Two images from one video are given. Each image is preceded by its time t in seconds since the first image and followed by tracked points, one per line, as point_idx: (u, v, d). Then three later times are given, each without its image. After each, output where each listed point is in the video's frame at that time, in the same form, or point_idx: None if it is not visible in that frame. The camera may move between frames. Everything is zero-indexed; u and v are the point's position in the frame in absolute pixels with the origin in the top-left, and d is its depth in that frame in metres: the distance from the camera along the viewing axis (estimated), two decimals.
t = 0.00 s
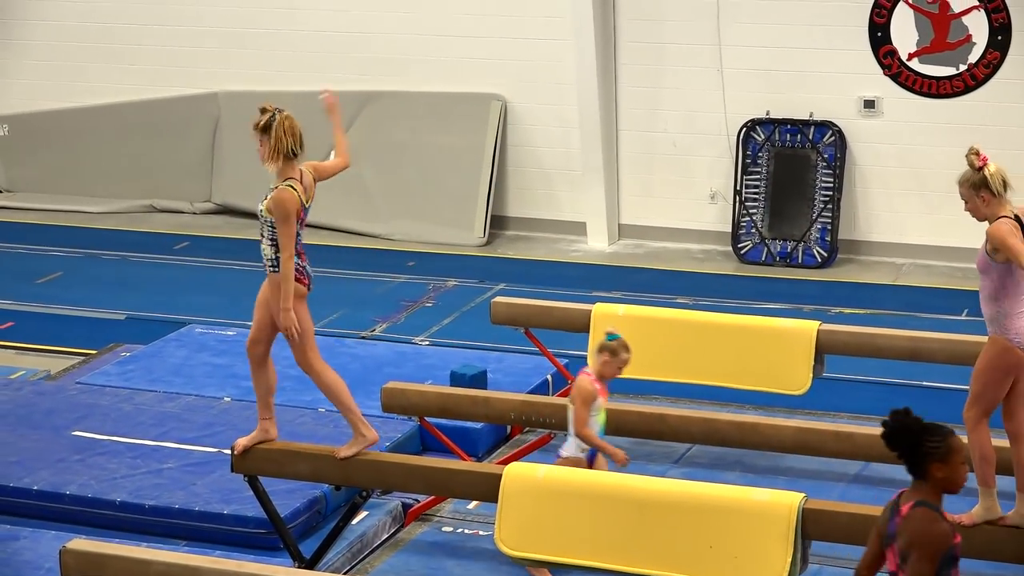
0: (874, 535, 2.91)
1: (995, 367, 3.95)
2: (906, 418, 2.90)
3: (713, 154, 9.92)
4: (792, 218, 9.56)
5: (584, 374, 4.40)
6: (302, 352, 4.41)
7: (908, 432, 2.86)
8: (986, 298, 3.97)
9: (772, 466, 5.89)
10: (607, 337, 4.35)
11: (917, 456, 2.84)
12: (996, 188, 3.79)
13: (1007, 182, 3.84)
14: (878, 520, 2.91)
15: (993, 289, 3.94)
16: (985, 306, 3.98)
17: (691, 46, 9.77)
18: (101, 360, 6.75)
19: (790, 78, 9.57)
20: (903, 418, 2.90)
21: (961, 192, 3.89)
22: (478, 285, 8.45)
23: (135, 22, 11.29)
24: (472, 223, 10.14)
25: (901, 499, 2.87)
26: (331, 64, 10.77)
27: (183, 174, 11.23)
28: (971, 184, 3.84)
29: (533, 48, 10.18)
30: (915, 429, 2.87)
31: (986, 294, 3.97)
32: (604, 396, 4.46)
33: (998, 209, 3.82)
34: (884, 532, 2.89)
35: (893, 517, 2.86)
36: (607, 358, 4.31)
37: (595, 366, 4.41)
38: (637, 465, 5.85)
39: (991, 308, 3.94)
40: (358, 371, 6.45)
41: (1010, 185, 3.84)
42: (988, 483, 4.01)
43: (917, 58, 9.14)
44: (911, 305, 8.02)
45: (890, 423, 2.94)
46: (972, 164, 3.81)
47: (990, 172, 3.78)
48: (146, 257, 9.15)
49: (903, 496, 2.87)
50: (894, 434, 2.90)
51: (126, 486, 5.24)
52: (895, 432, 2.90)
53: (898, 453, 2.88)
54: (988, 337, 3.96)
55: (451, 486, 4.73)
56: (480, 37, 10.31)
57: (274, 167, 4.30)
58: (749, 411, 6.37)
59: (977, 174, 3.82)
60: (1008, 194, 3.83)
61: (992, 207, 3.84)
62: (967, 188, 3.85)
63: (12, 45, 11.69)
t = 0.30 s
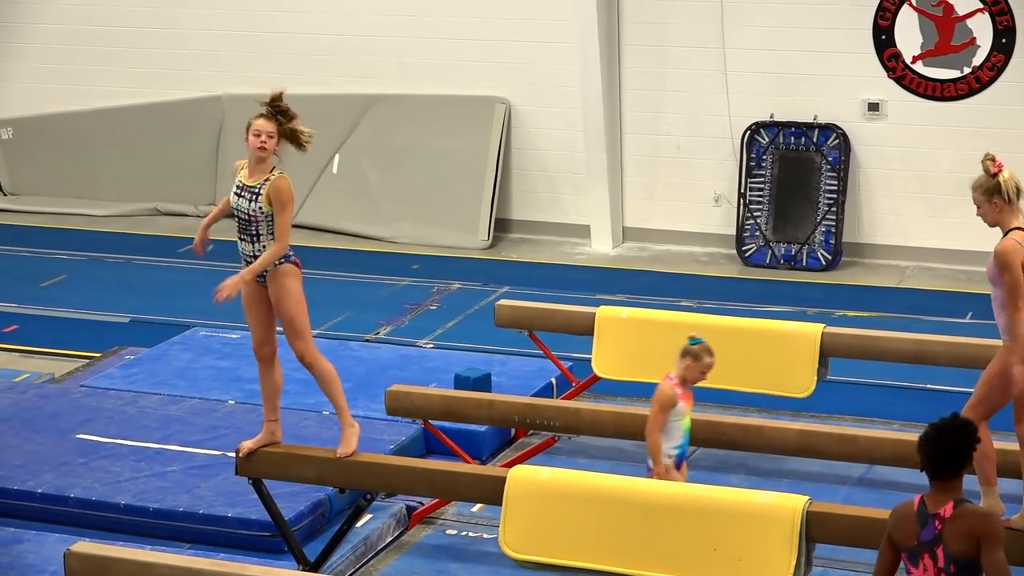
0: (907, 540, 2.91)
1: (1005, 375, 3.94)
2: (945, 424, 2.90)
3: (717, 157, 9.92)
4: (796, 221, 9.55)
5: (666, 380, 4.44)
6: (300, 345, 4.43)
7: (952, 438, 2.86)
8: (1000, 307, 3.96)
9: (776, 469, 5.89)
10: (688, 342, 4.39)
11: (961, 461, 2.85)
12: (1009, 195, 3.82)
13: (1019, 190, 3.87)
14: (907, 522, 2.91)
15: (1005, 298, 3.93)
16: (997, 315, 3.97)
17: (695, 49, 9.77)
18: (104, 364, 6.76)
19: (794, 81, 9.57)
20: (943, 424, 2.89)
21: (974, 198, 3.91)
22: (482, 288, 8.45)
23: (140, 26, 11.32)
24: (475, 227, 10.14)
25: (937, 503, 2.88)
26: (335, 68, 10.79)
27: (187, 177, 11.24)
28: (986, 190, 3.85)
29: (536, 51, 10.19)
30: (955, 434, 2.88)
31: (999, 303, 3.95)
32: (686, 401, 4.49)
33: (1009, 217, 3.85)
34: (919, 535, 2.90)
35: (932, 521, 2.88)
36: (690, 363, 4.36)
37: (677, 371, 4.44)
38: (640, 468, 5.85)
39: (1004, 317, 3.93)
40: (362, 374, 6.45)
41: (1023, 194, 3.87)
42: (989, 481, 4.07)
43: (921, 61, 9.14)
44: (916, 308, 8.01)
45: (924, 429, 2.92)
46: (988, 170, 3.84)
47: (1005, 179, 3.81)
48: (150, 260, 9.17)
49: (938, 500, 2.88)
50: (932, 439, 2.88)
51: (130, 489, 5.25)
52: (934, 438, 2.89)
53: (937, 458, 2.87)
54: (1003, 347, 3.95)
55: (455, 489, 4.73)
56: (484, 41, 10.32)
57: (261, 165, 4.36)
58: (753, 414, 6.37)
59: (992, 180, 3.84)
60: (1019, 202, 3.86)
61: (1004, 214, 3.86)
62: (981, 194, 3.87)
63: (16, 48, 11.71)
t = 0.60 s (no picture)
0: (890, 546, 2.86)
1: (996, 372, 3.95)
2: (906, 423, 2.90)
3: (712, 157, 9.92)
4: (791, 221, 9.55)
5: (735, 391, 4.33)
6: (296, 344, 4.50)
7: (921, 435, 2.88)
8: (989, 301, 3.96)
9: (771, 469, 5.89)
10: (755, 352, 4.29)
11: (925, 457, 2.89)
12: (1014, 192, 3.79)
13: None
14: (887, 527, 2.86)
15: (996, 292, 3.93)
16: (986, 308, 3.97)
17: (690, 50, 9.77)
18: (99, 365, 6.76)
19: (788, 81, 9.57)
20: (906, 424, 2.89)
21: (979, 188, 3.89)
22: (477, 289, 8.45)
23: (134, 27, 11.31)
24: (470, 228, 10.14)
25: (908, 501, 2.89)
26: (329, 69, 10.78)
27: (181, 178, 11.22)
28: (991, 183, 3.84)
29: (531, 52, 10.19)
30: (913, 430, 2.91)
31: (990, 295, 3.95)
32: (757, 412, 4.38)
33: (1013, 213, 3.84)
34: (899, 537, 2.87)
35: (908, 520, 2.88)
36: (758, 374, 4.26)
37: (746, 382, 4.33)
38: (636, 469, 5.85)
39: (993, 311, 3.93)
40: (357, 375, 6.45)
41: None
42: (986, 484, 4.05)
43: (915, 61, 9.15)
44: (910, 307, 8.02)
45: (886, 432, 2.88)
46: (998, 164, 3.82)
47: (1012, 175, 3.78)
48: (145, 262, 9.16)
49: (905, 499, 2.90)
50: (902, 441, 2.87)
51: (126, 491, 5.24)
52: (904, 438, 2.88)
53: (909, 458, 2.87)
54: (988, 341, 3.96)
55: (450, 490, 4.72)
56: (478, 41, 10.32)
57: (255, 163, 4.43)
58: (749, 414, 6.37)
59: (1000, 174, 3.82)
60: None
61: (1007, 210, 3.84)
62: (987, 186, 3.85)
63: (10, 49, 11.70)
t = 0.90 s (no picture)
0: (848, 544, 2.73)
1: (987, 372, 3.94)
2: (850, 419, 2.80)
3: (703, 158, 9.93)
4: (783, 221, 9.55)
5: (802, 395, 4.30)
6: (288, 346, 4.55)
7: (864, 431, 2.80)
8: (980, 302, 3.96)
9: (763, 469, 5.89)
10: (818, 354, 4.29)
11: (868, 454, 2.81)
12: (1014, 194, 3.81)
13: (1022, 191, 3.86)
14: (846, 524, 2.73)
15: (988, 293, 3.92)
16: (978, 309, 3.98)
17: (682, 50, 9.78)
18: (90, 365, 6.75)
19: (780, 82, 9.58)
20: (850, 422, 2.79)
21: (976, 186, 3.89)
22: (468, 289, 8.45)
23: (127, 27, 11.31)
24: (462, 227, 10.14)
25: (853, 497, 2.80)
26: (322, 69, 10.79)
27: (174, 179, 11.22)
28: (990, 182, 3.84)
29: (522, 52, 10.19)
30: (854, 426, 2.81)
31: (981, 296, 3.95)
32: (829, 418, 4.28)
33: (1007, 216, 3.86)
34: (853, 534, 2.75)
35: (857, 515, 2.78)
36: (819, 371, 4.22)
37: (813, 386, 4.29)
38: (627, 469, 5.85)
39: (986, 312, 3.93)
40: (348, 375, 6.45)
41: None
42: (975, 483, 4.03)
43: (906, 62, 9.16)
44: (902, 308, 8.02)
45: (834, 429, 2.76)
46: (1002, 165, 3.80)
47: (1016, 177, 3.79)
48: (138, 262, 9.16)
49: (847, 494, 2.80)
50: (850, 437, 2.76)
51: (117, 491, 5.24)
52: (854, 435, 2.77)
53: (855, 454, 2.77)
54: (981, 342, 3.96)
55: (442, 489, 4.72)
56: (470, 41, 10.32)
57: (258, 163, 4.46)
58: (739, 413, 6.37)
59: (1002, 175, 3.82)
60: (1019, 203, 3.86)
61: (1002, 211, 3.86)
62: (986, 186, 3.86)
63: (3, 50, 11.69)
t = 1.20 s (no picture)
0: (809, 539, 2.73)
1: (988, 371, 3.94)
2: (790, 414, 2.79)
3: (697, 158, 9.93)
4: (776, 221, 9.56)
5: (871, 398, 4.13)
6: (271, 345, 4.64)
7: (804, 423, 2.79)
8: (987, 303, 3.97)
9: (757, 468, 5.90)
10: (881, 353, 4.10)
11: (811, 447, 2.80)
12: (1019, 193, 3.82)
13: None
14: (803, 519, 2.73)
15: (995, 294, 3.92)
16: (985, 310, 3.98)
17: (676, 49, 9.78)
18: (84, 365, 6.74)
19: (774, 81, 9.58)
20: (791, 417, 2.78)
21: (982, 186, 3.91)
22: (463, 288, 8.46)
23: (120, 27, 11.30)
24: (456, 227, 10.14)
25: (800, 491, 2.80)
26: (316, 69, 10.78)
27: (169, 179, 11.21)
28: (996, 183, 3.86)
29: (516, 52, 10.19)
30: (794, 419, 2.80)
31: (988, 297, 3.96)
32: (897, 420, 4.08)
33: (1013, 215, 3.85)
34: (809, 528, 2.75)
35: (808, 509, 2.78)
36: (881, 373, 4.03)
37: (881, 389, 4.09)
38: (622, 468, 5.86)
39: (991, 312, 3.93)
40: (343, 375, 6.45)
41: None
42: (973, 479, 4.02)
43: (900, 61, 9.17)
44: (896, 307, 8.03)
45: (779, 427, 2.75)
46: (1008, 164, 3.84)
47: (1020, 176, 3.81)
48: (132, 261, 9.15)
49: (794, 489, 2.80)
50: (795, 433, 2.75)
51: (111, 491, 5.24)
52: (800, 430, 2.77)
53: (799, 450, 2.77)
54: (986, 343, 3.96)
55: (437, 489, 4.73)
56: (465, 41, 10.32)
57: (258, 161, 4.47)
58: (734, 412, 6.38)
59: (1007, 175, 3.85)
60: None
61: (1009, 211, 3.86)
62: (992, 186, 3.87)
63: None
